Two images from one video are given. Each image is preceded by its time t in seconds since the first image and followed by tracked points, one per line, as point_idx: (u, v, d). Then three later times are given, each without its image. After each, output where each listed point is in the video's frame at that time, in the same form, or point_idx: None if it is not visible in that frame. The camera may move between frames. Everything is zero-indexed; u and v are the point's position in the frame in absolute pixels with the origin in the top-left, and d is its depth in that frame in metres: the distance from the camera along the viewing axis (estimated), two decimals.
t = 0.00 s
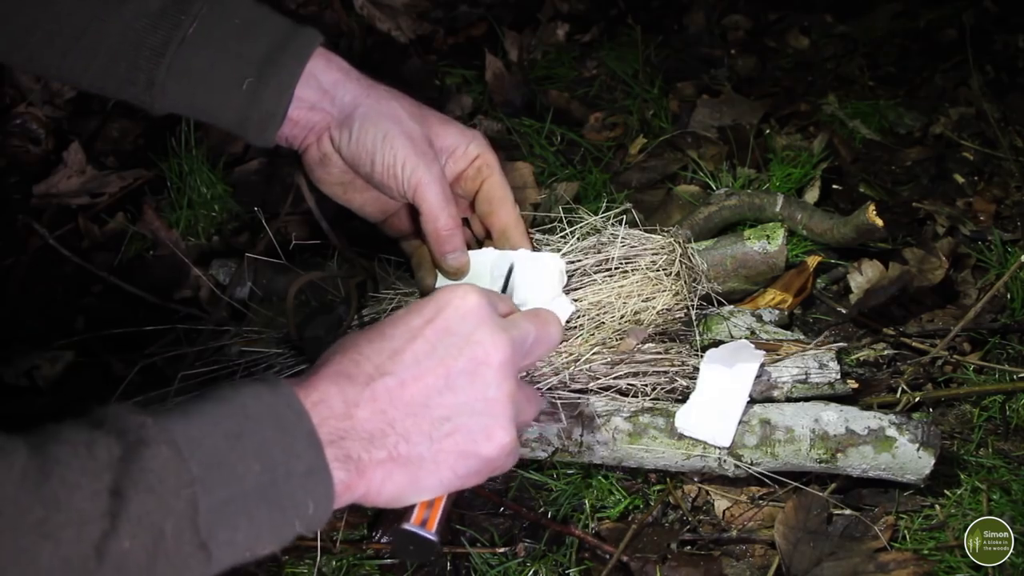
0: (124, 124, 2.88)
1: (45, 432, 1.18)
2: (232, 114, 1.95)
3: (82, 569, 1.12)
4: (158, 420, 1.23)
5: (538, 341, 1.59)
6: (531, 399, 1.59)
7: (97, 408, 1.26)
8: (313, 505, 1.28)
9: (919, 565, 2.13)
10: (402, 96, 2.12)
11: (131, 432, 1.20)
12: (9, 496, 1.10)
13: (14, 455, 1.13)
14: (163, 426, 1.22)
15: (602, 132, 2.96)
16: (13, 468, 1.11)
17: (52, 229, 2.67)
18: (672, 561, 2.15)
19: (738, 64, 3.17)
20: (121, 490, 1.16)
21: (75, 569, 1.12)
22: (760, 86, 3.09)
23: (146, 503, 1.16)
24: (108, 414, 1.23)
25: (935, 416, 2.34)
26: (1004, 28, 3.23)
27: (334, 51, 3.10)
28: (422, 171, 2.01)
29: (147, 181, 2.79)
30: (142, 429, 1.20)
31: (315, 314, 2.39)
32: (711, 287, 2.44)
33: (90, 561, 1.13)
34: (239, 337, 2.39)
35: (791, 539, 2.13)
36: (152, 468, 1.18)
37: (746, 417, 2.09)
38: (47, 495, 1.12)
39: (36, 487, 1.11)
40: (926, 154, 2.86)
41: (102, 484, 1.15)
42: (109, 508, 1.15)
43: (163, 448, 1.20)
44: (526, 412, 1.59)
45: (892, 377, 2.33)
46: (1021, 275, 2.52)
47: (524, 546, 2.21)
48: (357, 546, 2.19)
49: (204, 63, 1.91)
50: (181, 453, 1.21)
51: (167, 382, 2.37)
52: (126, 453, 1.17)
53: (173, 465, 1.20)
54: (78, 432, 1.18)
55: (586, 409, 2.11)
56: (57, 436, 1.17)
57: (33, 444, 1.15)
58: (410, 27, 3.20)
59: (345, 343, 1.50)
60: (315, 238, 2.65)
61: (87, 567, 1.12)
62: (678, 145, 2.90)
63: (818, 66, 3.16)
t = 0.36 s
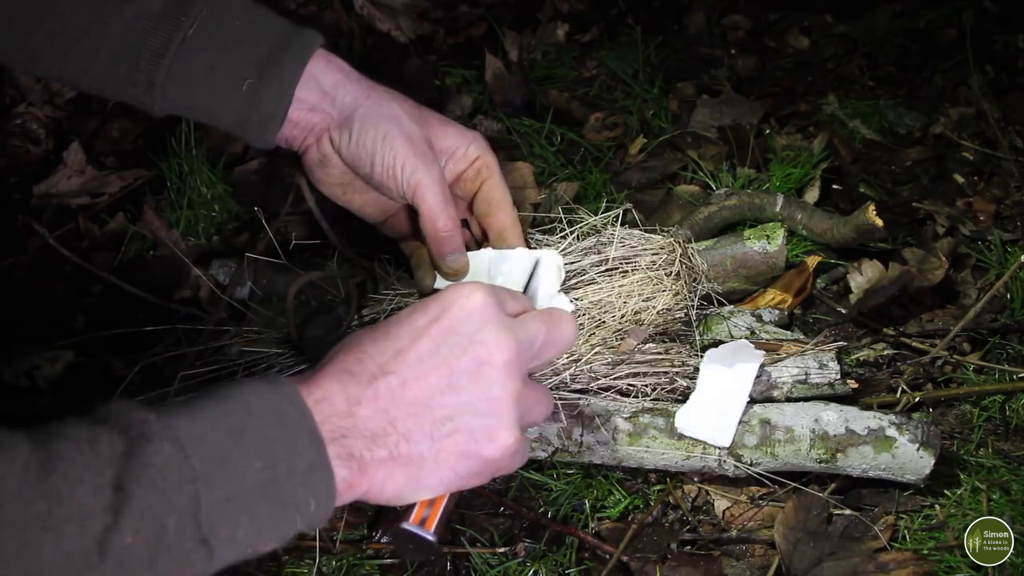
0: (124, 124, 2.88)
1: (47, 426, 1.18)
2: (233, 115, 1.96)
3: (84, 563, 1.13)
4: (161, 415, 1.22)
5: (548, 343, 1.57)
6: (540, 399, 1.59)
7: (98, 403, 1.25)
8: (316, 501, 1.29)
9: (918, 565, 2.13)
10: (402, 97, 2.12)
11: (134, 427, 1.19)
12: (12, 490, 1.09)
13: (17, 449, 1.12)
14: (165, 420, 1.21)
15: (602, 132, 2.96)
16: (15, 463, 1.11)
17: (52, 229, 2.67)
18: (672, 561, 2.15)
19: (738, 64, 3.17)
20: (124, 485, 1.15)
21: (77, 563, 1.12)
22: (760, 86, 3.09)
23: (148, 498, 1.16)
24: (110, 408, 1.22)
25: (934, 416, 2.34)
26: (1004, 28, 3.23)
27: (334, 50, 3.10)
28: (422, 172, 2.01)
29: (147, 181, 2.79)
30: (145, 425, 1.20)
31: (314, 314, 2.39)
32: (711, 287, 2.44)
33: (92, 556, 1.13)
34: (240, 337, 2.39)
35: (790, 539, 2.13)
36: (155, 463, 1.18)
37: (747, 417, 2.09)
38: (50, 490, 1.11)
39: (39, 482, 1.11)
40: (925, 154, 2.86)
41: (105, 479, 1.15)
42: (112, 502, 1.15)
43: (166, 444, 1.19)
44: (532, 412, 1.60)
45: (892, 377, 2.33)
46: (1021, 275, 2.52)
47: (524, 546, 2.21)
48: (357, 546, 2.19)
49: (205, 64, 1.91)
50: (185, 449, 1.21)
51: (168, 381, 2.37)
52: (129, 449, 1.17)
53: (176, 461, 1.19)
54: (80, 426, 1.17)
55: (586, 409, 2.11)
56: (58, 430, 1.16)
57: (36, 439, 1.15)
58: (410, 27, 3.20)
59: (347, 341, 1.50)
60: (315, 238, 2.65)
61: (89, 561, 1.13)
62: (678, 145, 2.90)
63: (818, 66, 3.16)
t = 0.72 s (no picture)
0: (124, 124, 2.88)
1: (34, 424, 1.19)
2: (236, 107, 1.98)
3: (75, 556, 1.13)
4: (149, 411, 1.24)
5: (534, 338, 1.53)
6: (531, 387, 1.55)
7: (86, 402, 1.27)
8: (304, 495, 1.30)
9: (919, 565, 2.12)
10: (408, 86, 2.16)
11: (122, 422, 1.21)
12: (4, 485, 1.10)
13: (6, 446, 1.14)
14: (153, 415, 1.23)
15: (602, 132, 2.96)
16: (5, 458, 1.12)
17: (52, 229, 2.67)
18: (672, 561, 2.15)
19: (738, 64, 3.17)
20: (113, 478, 1.16)
21: (67, 556, 1.12)
22: (760, 86, 3.09)
23: (137, 491, 1.17)
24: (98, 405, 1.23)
25: (935, 416, 2.34)
26: (1004, 28, 3.23)
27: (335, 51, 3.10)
28: (431, 152, 2.02)
29: (147, 181, 2.79)
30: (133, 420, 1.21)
31: (315, 315, 2.39)
32: (712, 287, 2.44)
33: (83, 549, 1.13)
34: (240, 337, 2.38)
35: (790, 539, 2.13)
36: (143, 457, 1.19)
37: (747, 417, 2.09)
38: (39, 483, 1.12)
39: (29, 477, 1.12)
40: (925, 154, 2.86)
41: (94, 472, 1.16)
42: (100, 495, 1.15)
43: (155, 437, 1.21)
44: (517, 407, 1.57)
45: (893, 377, 2.33)
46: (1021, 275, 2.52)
47: (524, 546, 2.21)
48: (357, 546, 2.19)
49: (208, 56, 1.95)
50: (173, 443, 1.22)
51: (167, 382, 2.37)
52: (117, 443, 1.18)
53: (164, 454, 1.21)
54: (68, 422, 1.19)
55: (586, 409, 2.11)
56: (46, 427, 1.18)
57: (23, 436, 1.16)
58: (410, 27, 3.20)
59: (329, 341, 1.52)
60: (315, 238, 2.65)
61: (80, 554, 1.13)
62: (678, 145, 2.90)
63: (818, 66, 3.17)
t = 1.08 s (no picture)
0: (124, 124, 2.88)
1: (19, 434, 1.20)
2: (235, 106, 2.01)
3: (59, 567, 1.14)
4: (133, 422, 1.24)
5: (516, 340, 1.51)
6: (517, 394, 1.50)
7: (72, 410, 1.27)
8: (289, 506, 1.31)
9: (918, 565, 2.13)
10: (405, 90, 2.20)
11: (107, 433, 1.21)
12: None
13: None
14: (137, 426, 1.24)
15: (602, 132, 2.97)
16: None
17: (52, 229, 2.67)
18: (672, 561, 2.15)
19: (738, 64, 3.17)
20: (97, 489, 1.17)
21: (52, 567, 1.14)
22: (760, 86, 3.09)
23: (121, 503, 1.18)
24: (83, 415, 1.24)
25: (935, 416, 2.34)
26: (1004, 28, 3.23)
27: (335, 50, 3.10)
28: (430, 142, 2.02)
29: (147, 181, 2.79)
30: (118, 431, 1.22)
31: (314, 315, 2.39)
32: (712, 287, 2.45)
33: (66, 560, 1.15)
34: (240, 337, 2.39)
35: (790, 538, 2.13)
36: (127, 468, 1.20)
37: (747, 417, 2.09)
38: (23, 495, 1.13)
39: (13, 489, 1.12)
40: (925, 154, 2.86)
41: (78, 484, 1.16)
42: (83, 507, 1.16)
43: (138, 449, 1.21)
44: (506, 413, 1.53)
45: (892, 377, 2.33)
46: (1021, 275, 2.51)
47: (524, 546, 2.21)
48: (357, 546, 2.19)
49: (208, 55, 1.97)
50: (156, 454, 1.23)
51: (167, 382, 2.37)
52: (102, 455, 1.19)
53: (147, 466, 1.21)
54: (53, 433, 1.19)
55: (586, 410, 2.12)
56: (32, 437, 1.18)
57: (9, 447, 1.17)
58: (410, 26, 3.20)
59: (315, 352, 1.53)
60: (315, 238, 2.65)
61: (64, 563, 1.14)
62: (678, 145, 2.90)
63: (817, 66, 3.17)
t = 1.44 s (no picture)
0: (124, 124, 2.88)
1: (34, 429, 1.12)
2: (230, 111, 2.00)
3: None
4: (160, 424, 1.18)
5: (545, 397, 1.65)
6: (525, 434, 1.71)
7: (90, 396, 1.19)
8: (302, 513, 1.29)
9: (918, 565, 2.13)
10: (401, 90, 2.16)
11: (134, 438, 1.15)
12: None
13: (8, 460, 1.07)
14: (162, 431, 1.18)
15: (602, 132, 2.97)
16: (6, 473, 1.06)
17: (52, 229, 2.67)
18: (672, 561, 2.15)
19: (738, 64, 3.17)
20: (114, 503, 1.11)
21: None
22: (760, 87, 3.09)
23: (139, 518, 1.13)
24: (105, 409, 1.16)
25: (935, 416, 2.34)
26: (1004, 28, 3.22)
27: (335, 51, 3.10)
28: (423, 156, 2.02)
29: (147, 181, 2.79)
30: (144, 437, 1.15)
31: (313, 316, 2.40)
32: (711, 287, 2.45)
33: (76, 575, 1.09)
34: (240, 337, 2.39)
35: (790, 539, 2.13)
36: (150, 484, 1.14)
37: (747, 417, 2.09)
38: (38, 507, 1.07)
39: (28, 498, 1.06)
40: (925, 154, 2.86)
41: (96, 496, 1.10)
42: (101, 521, 1.10)
43: (163, 457, 1.16)
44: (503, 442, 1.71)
45: (892, 377, 2.33)
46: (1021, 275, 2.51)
47: (524, 546, 2.21)
48: (357, 546, 2.19)
49: (202, 59, 1.96)
50: (179, 464, 1.17)
51: (167, 381, 2.37)
52: (124, 462, 1.13)
53: (171, 478, 1.16)
54: (74, 432, 1.12)
55: (585, 410, 2.13)
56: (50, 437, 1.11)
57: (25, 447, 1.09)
58: (410, 26, 3.20)
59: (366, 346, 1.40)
60: (315, 238, 2.65)
61: None
62: (678, 145, 2.91)
63: (817, 66, 3.17)
